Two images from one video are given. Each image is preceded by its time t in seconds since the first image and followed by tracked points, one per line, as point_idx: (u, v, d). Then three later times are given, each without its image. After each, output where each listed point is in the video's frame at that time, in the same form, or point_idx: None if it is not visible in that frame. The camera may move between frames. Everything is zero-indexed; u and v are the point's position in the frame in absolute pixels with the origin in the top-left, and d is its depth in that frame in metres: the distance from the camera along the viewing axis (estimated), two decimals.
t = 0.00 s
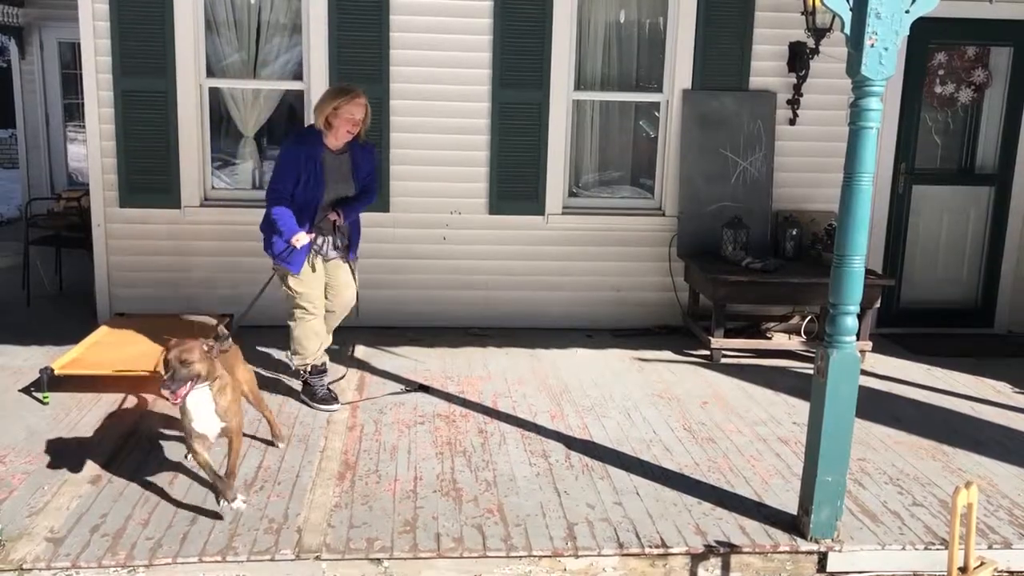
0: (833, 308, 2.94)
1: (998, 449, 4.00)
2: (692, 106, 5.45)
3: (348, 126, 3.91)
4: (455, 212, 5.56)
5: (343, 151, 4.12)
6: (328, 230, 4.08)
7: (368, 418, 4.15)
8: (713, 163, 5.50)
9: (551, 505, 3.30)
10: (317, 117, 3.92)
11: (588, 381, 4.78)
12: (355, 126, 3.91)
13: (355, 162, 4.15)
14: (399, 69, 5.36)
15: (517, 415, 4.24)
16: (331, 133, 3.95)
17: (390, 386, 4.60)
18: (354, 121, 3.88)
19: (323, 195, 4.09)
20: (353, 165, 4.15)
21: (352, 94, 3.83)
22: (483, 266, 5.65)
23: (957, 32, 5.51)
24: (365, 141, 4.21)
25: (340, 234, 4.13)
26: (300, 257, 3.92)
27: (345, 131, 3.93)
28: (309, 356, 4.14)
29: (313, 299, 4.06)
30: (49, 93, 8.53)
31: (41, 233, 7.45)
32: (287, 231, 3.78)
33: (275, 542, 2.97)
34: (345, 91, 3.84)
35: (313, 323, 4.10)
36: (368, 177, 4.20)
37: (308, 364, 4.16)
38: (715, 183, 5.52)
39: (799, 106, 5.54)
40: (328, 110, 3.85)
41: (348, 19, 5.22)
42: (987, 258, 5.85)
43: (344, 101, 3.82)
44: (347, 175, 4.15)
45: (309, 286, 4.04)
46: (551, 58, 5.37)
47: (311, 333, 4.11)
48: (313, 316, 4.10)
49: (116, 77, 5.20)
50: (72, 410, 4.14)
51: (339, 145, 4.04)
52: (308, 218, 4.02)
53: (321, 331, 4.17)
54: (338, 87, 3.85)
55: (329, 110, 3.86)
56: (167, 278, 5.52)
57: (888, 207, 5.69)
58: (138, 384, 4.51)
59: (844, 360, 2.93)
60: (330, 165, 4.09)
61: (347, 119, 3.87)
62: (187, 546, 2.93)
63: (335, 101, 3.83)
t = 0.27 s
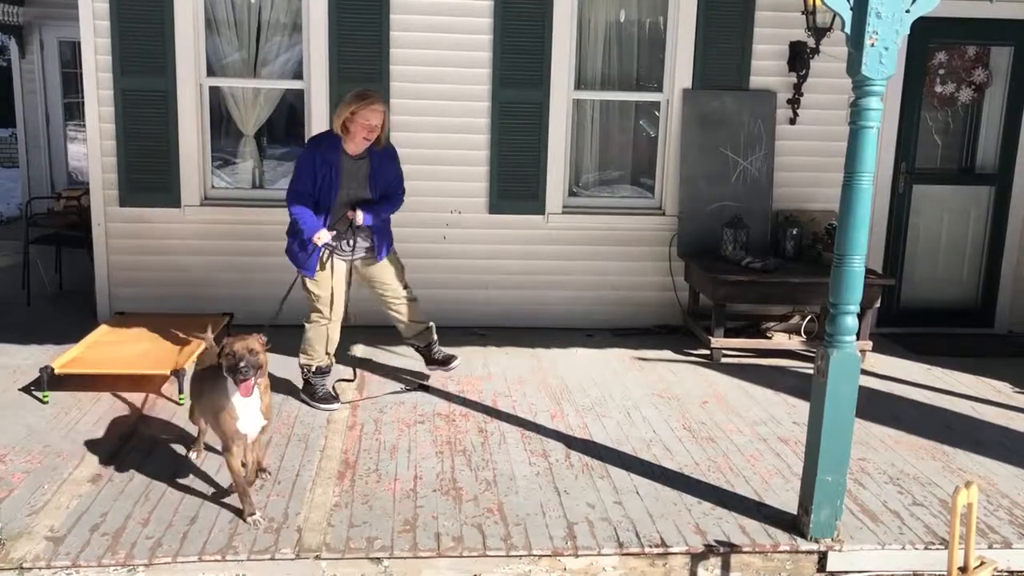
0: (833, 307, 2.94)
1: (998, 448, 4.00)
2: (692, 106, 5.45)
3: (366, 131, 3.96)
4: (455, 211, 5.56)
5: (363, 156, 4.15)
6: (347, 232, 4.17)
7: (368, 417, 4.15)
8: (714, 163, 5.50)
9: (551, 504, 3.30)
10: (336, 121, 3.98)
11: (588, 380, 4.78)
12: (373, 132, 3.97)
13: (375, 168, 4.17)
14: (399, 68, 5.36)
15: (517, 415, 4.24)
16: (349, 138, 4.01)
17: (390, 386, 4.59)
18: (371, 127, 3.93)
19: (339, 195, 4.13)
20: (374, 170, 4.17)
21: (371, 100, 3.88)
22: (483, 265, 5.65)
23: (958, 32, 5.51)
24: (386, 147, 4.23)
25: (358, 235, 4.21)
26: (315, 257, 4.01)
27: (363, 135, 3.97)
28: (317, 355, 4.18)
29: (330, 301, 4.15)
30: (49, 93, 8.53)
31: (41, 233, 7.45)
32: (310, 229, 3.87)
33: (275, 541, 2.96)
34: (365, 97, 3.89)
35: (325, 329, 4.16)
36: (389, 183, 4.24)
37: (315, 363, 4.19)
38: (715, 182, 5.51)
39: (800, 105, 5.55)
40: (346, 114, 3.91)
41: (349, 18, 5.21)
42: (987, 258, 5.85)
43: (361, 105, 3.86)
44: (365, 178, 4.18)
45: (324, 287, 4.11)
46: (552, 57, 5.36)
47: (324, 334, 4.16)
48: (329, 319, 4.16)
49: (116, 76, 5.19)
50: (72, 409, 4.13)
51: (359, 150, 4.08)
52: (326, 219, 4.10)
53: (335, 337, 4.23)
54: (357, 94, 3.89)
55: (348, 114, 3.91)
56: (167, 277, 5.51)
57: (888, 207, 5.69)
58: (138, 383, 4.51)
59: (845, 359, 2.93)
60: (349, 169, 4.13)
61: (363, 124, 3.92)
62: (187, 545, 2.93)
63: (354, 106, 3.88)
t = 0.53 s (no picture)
0: (832, 306, 2.94)
1: (998, 448, 4.00)
2: (692, 105, 5.45)
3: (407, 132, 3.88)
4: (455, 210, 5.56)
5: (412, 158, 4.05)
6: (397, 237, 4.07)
7: (369, 416, 4.15)
8: (713, 162, 5.49)
9: (551, 504, 3.30)
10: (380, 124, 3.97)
11: (588, 379, 4.78)
12: (413, 131, 3.89)
13: (423, 170, 4.05)
14: (399, 67, 5.36)
15: (517, 414, 4.24)
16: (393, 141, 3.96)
17: (389, 385, 4.59)
18: (408, 128, 3.85)
19: (389, 198, 4.07)
20: (422, 172, 4.06)
21: (407, 100, 3.83)
22: (483, 264, 5.65)
23: (958, 31, 5.50)
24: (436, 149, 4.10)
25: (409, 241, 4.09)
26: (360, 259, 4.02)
27: (404, 136, 3.89)
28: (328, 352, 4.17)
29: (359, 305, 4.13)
30: (49, 92, 8.53)
31: (41, 232, 7.45)
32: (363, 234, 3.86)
33: (275, 541, 2.96)
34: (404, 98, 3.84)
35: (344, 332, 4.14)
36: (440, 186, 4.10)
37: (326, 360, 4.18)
38: (715, 181, 5.51)
39: (800, 104, 5.55)
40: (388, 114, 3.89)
41: (349, 18, 5.21)
42: (987, 258, 5.85)
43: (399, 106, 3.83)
44: (414, 179, 4.07)
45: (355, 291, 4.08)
46: (552, 57, 5.36)
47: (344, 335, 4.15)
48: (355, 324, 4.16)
49: (116, 75, 5.19)
50: (72, 408, 4.13)
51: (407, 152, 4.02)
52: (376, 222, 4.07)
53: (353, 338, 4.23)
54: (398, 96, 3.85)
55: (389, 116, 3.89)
56: (166, 277, 5.51)
57: (889, 207, 5.68)
58: (138, 382, 4.51)
59: (844, 358, 2.93)
60: (397, 171, 4.05)
61: (400, 125, 3.86)
62: (187, 544, 2.93)
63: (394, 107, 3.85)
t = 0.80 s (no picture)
0: (832, 305, 2.94)
1: (998, 446, 4.00)
2: (692, 104, 5.44)
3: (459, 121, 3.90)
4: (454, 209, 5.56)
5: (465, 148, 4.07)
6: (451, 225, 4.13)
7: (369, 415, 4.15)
8: (713, 161, 5.49)
9: (551, 503, 3.30)
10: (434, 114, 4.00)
11: (589, 378, 4.78)
12: (463, 122, 3.91)
13: (474, 161, 4.07)
14: (398, 66, 5.35)
15: (517, 413, 4.23)
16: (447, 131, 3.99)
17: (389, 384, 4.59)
18: (459, 118, 3.88)
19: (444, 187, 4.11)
20: (473, 163, 4.07)
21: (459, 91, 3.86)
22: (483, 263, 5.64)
23: (958, 30, 5.50)
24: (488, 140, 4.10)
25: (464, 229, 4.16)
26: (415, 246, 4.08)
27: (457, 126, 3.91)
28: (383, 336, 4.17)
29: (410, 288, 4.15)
30: (49, 91, 8.52)
31: (41, 231, 7.45)
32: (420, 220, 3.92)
33: (275, 539, 2.96)
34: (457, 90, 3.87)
35: (391, 316, 4.13)
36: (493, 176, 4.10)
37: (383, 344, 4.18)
38: (715, 180, 5.51)
39: (800, 103, 5.54)
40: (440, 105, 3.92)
41: (349, 16, 5.21)
42: (987, 257, 5.84)
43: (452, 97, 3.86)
44: (465, 170, 4.09)
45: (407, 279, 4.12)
46: (552, 55, 5.36)
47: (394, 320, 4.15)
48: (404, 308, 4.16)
49: (115, 74, 5.19)
50: (71, 407, 4.13)
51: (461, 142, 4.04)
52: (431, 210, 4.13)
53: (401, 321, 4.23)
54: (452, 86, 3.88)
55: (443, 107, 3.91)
56: (166, 275, 5.51)
57: (889, 206, 5.68)
58: (138, 381, 4.51)
59: (845, 358, 2.93)
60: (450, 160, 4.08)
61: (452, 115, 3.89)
62: (187, 543, 2.93)
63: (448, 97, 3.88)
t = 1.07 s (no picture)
0: (832, 304, 2.93)
1: (998, 445, 4.00)
2: (692, 103, 5.44)
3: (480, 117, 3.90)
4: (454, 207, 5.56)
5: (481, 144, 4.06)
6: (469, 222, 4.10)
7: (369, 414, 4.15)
8: (714, 160, 5.49)
9: (550, 502, 3.30)
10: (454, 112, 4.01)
11: (589, 377, 4.78)
12: (486, 119, 3.91)
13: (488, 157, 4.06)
14: (399, 64, 5.35)
15: (518, 412, 4.24)
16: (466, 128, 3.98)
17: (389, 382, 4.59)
18: (482, 114, 3.88)
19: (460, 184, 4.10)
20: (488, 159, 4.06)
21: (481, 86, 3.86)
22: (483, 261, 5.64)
23: (959, 29, 5.49)
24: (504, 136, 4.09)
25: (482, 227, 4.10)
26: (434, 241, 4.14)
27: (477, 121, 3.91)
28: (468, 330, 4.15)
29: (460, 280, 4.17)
30: (49, 89, 8.52)
31: (41, 229, 7.46)
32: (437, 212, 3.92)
33: (275, 538, 2.96)
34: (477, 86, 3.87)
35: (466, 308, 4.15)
36: (508, 171, 4.08)
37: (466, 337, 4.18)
38: (716, 179, 5.50)
39: (800, 103, 5.54)
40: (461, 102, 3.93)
41: (349, 15, 5.21)
42: (987, 256, 5.84)
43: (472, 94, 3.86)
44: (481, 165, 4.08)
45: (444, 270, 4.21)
46: (552, 54, 5.36)
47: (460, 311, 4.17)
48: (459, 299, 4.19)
49: (116, 72, 5.18)
50: (72, 405, 4.13)
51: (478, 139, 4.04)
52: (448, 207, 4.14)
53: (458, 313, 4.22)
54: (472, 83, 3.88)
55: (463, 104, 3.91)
56: (166, 274, 5.51)
57: (889, 205, 5.68)
58: (138, 379, 4.51)
59: (845, 357, 2.93)
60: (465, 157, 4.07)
61: (473, 111, 3.88)
62: (187, 541, 2.93)
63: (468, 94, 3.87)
